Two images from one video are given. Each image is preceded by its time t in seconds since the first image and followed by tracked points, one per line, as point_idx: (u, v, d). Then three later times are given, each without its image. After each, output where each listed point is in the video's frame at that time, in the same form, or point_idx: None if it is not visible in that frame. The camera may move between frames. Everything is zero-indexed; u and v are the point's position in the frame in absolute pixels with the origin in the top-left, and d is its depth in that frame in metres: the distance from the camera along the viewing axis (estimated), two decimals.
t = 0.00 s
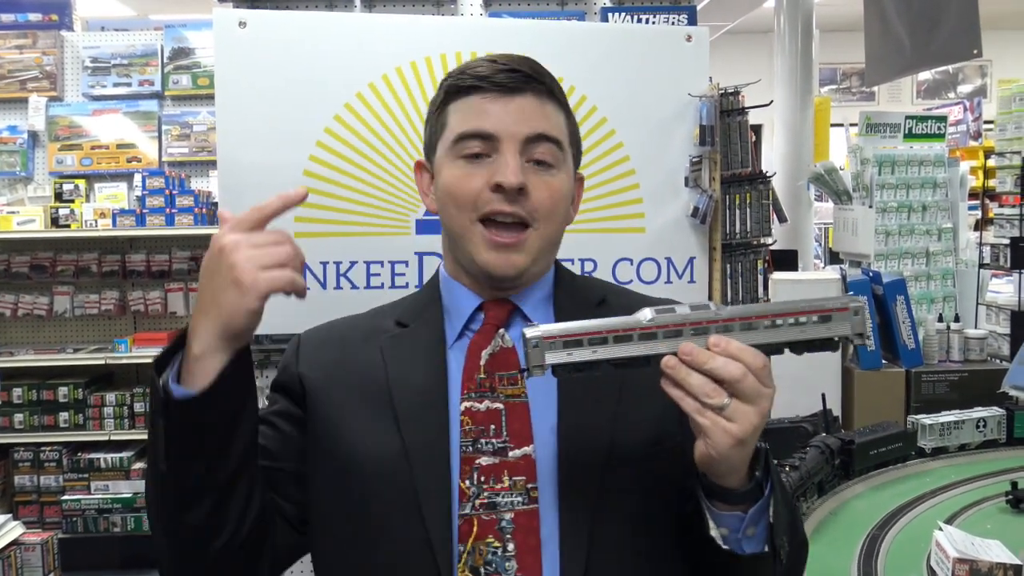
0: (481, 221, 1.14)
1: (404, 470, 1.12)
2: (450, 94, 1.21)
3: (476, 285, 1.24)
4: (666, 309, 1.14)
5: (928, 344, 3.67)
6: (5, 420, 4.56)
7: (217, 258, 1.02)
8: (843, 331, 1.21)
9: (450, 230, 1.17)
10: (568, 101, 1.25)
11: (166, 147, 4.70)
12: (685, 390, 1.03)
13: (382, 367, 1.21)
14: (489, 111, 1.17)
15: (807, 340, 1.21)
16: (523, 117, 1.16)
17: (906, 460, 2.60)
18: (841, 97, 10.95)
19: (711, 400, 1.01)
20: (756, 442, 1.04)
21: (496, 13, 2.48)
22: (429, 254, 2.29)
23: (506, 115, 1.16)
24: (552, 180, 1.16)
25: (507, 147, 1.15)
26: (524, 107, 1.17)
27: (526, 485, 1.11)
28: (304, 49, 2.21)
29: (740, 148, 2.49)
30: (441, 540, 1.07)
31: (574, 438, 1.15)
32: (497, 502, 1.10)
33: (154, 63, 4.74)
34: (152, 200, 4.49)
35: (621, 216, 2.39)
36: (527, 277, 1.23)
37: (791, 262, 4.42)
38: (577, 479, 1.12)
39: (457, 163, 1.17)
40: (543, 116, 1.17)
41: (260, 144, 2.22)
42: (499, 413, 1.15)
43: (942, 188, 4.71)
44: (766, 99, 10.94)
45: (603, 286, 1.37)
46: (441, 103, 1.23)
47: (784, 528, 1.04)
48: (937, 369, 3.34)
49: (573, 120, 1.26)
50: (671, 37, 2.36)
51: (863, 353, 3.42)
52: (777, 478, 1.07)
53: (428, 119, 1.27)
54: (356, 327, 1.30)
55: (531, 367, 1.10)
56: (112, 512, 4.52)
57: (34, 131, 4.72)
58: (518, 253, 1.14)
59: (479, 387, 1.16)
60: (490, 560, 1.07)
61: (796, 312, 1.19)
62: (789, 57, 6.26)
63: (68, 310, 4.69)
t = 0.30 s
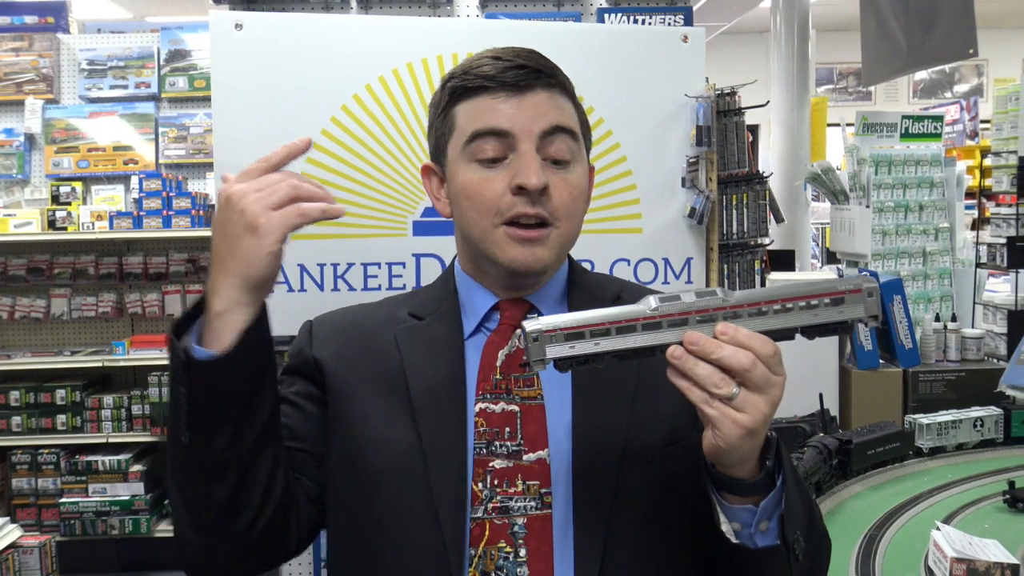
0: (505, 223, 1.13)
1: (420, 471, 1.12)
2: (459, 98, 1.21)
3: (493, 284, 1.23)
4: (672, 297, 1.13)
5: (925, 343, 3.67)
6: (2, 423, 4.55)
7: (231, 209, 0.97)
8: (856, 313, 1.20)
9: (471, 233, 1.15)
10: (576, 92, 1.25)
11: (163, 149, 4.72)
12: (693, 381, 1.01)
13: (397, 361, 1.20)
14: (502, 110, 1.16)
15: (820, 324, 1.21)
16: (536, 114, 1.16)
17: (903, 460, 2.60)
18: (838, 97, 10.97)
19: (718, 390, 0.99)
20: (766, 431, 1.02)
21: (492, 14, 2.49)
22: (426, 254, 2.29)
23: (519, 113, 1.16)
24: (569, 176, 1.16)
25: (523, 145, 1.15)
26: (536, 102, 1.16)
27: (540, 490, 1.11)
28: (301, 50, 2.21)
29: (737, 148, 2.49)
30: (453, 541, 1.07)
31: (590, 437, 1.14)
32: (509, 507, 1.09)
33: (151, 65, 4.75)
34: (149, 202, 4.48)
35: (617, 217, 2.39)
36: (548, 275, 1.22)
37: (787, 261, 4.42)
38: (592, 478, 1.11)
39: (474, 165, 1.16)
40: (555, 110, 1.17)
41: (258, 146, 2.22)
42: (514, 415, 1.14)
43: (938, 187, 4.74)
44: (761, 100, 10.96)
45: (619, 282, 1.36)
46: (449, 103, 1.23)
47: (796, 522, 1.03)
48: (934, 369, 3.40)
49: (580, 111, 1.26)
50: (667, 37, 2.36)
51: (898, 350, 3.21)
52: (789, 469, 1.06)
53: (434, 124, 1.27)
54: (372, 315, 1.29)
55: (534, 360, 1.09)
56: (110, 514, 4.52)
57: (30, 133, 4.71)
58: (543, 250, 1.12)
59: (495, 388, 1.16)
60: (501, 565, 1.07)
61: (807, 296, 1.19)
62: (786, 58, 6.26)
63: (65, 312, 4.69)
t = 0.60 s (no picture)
0: (477, 211, 1.13)
1: (429, 476, 1.11)
2: (450, 89, 1.23)
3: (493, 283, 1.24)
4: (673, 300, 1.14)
5: (923, 345, 3.67)
6: None
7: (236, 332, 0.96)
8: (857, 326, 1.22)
9: (450, 221, 1.16)
10: (577, 86, 1.25)
11: (162, 149, 4.71)
12: (692, 386, 1.01)
13: (400, 363, 1.20)
14: (485, 99, 1.17)
15: (822, 336, 1.20)
16: (518, 102, 1.16)
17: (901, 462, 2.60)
18: (837, 99, 10.98)
19: (717, 397, 1.00)
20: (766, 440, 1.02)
21: (490, 15, 2.49)
22: (424, 256, 2.30)
23: (501, 101, 1.16)
24: (548, 165, 1.15)
25: (500, 134, 1.15)
26: (520, 90, 1.16)
27: (543, 497, 1.10)
28: (300, 51, 2.21)
29: (735, 150, 2.46)
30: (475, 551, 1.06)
31: (590, 444, 1.14)
32: (512, 514, 1.09)
33: (150, 65, 4.74)
34: (148, 203, 4.47)
35: (616, 219, 2.40)
36: (536, 269, 1.21)
37: (785, 263, 4.42)
38: (594, 480, 1.12)
39: (455, 154, 1.17)
40: (540, 99, 1.17)
41: (255, 146, 2.22)
42: (517, 420, 1.14)
43: (937, 189, 4.74)
44: (760, 101, 10.96)
45: (625, 283, 1.36)
46: (445, 94, 1.24)
47: (795, 536, 1.03)
48: (932, 371, 3.39)
49: (583, 106, 1.26)
50: (664, 39, 2.36)
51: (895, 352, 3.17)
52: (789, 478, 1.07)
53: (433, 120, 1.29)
54: (372, 320, 1.28)
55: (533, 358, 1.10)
56: (108, 515, 4.52)
57: (29, 133, 4.71)
58: (513, 238, 1.12)
59: (498, 392, 1.16)
60: (503, 572, 1.07)
61: (812, 306, 1.18)
62: (785, 59, 6.26)
63: (64, 313, 4.69)
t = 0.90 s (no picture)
0: (492, 198, 1.13)
1: (408, 489, 1.13)
2: (464, 83, 1.24)
3: (500, 284, 1.24)
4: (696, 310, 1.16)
5: (922, 345, 3.66)
6: None
7: None
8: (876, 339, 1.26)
9: (461, 209, 1.16)
10: (591, 86, 1.26)
11: (160, 150, 4.70)
12: (713, 395, 1.02)
13: (390, 372, 1.23)
14: (502, 90, 1.18)
15: (845, 346, 1.24)
16: (535, 94, 1.17)
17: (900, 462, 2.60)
18: (835, 99, 10.99)
19: (738, 407, 1.00)
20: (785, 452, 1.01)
21: (490, 15, 2.49)
22: (423, 256, 2.30)
23: (519, 92, 1.17)
24: (567, 156, 1.15)
25: (518, 122, 1.15)
26: (539, 82, 1.18)
27: (544, 503, 1.10)
28: (300, 51, 2.21)
29: (734, 151, 2.48)
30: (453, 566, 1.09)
31: (593, 450, 1.14)
32: (513, 520, 1.09)
33: (147, 65, 4.73)
34: (145, 203, 4.46)
35: (615, 219, 2.39)
36: (545, 263, 1.21)
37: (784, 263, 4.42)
38: (598, 486, 1.12)
39: (471, 142, 1.17)
40: (558, 91, 1.18)
41: (253, 145, 2.22)
42: (519, 425, 1.14)
43: (935, 189, 4.75)
44: (758, 102, 10.96)
45: (630, 286, 1.35)
46: (459, 86, 1.25)
47: (810, 544, 1.03)
48: (931, 372, 3.41)
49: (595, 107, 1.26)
50: (664, 39, 2.36)
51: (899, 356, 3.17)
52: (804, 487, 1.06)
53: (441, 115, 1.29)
54: (369, 319, 1.30)
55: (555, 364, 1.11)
56: (105, 515, 4.51)
57: (27, 134, 4.71)
58: (528, 225, 1.11)
59: (499, 397, 1.16)
60: None
61: (837, 318, 1.22)
62: (784, 59, 6.26)
63: (62, 313, 4.69)
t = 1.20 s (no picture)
0: (466, 188, 1.13)
1: (405, 488, 1.14)
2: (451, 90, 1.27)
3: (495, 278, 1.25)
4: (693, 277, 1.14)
5: (921, 344, 3.65)
6: None
7: None
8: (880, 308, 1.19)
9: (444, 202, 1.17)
10: (574, 78, 1.26)
11: (159, 149, 4.70)
12: (709, 360, 0.99)
13: (391, 370, 1.23)
14: (480, 86, 1.20)
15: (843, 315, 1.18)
16: (509, 86, 1.18)
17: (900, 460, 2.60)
18: (834, 98, 10.98)
19: (734, 370, 0.97)
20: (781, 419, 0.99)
21: (489, 14, 2.49)
22: (422, 253, 2.29)
23: (493, 85, 1.19)
24: (540, 140, 1.15)
25: (490, 114, 1.17)
26: (512, 75, 1.20)
27: (537, 495, 1.10)
28: (300, 50, 2.21)
29: (734, 149, 2.49)
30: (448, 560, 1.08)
31: (590, 441, 1.12)
32: (505, 511, 1.09)
33: (147, 65, 4.73)
34: (145, 203, 4.46)
35: (615, 217, 2.39)
36: (535, 253, 1.19)
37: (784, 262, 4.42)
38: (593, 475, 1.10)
39: (450, 138, 1.19)
40: (531, 80, 1.19)
41: (253, 145, 2.21)
42: (512, 417, 1.14)
43: (934, 187, 4.76)
44: (757, 101, 10.96)
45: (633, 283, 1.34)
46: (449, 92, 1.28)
47: (811, 519, 1.01)
48: (931, 369, 3.41)
49: (583, 103, 1.26)
50: (663, 38, 2.36)
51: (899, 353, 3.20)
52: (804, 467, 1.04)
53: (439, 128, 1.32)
54: (374, 318, 1.31)
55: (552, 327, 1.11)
56: (106, 515, 4.51)
57: (26, 133, 4.71)
58: (501, 209, 1.11)
59: (493, 389, 1.16)
60: (495, 570, 1.07)
61: (831, 285, 1.16)
62: (784, 57, 6.25)
63: (61, 312, 4.69)
